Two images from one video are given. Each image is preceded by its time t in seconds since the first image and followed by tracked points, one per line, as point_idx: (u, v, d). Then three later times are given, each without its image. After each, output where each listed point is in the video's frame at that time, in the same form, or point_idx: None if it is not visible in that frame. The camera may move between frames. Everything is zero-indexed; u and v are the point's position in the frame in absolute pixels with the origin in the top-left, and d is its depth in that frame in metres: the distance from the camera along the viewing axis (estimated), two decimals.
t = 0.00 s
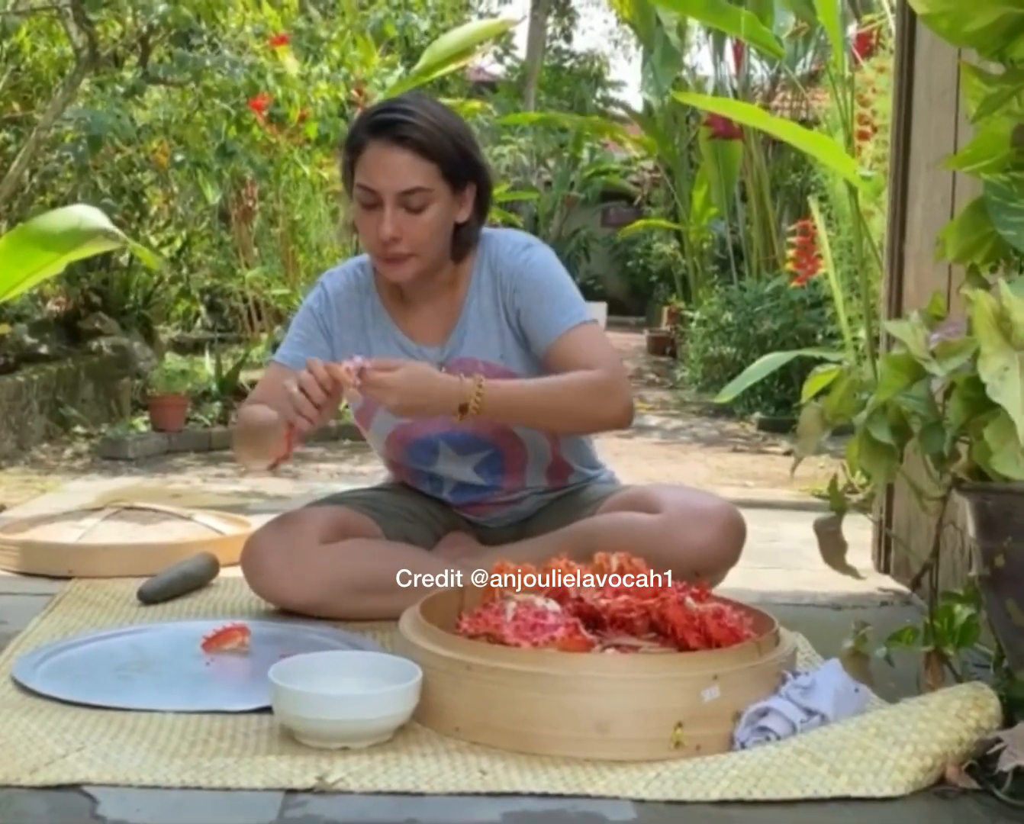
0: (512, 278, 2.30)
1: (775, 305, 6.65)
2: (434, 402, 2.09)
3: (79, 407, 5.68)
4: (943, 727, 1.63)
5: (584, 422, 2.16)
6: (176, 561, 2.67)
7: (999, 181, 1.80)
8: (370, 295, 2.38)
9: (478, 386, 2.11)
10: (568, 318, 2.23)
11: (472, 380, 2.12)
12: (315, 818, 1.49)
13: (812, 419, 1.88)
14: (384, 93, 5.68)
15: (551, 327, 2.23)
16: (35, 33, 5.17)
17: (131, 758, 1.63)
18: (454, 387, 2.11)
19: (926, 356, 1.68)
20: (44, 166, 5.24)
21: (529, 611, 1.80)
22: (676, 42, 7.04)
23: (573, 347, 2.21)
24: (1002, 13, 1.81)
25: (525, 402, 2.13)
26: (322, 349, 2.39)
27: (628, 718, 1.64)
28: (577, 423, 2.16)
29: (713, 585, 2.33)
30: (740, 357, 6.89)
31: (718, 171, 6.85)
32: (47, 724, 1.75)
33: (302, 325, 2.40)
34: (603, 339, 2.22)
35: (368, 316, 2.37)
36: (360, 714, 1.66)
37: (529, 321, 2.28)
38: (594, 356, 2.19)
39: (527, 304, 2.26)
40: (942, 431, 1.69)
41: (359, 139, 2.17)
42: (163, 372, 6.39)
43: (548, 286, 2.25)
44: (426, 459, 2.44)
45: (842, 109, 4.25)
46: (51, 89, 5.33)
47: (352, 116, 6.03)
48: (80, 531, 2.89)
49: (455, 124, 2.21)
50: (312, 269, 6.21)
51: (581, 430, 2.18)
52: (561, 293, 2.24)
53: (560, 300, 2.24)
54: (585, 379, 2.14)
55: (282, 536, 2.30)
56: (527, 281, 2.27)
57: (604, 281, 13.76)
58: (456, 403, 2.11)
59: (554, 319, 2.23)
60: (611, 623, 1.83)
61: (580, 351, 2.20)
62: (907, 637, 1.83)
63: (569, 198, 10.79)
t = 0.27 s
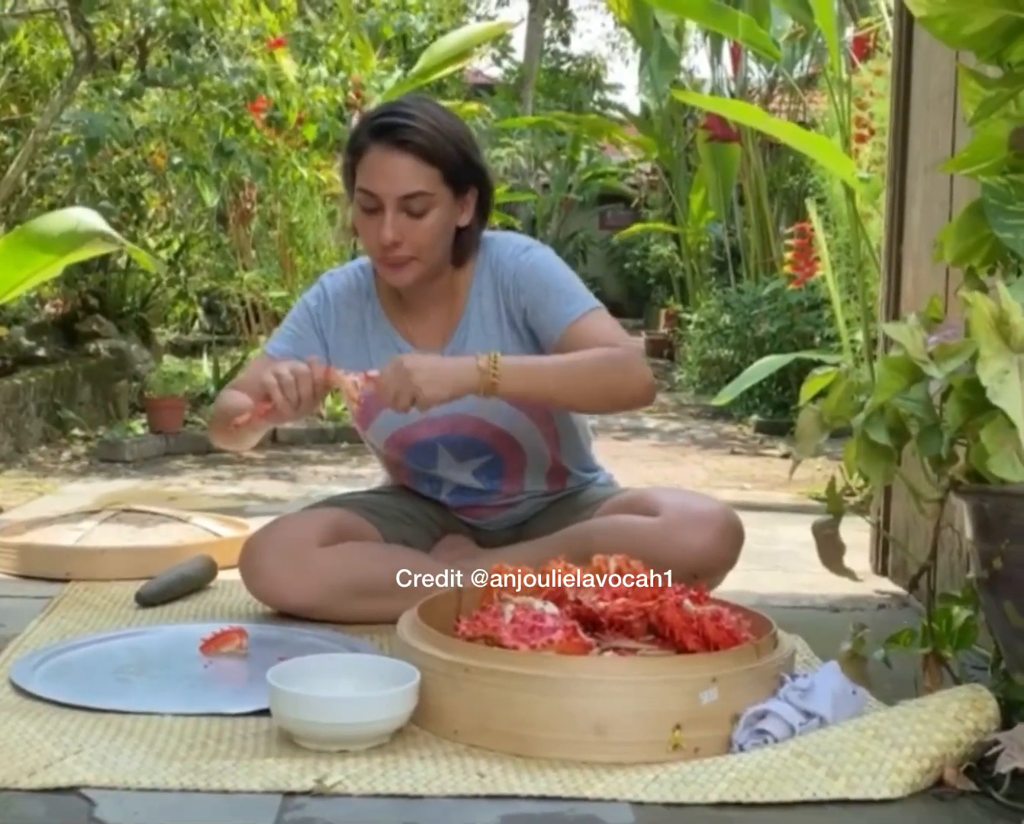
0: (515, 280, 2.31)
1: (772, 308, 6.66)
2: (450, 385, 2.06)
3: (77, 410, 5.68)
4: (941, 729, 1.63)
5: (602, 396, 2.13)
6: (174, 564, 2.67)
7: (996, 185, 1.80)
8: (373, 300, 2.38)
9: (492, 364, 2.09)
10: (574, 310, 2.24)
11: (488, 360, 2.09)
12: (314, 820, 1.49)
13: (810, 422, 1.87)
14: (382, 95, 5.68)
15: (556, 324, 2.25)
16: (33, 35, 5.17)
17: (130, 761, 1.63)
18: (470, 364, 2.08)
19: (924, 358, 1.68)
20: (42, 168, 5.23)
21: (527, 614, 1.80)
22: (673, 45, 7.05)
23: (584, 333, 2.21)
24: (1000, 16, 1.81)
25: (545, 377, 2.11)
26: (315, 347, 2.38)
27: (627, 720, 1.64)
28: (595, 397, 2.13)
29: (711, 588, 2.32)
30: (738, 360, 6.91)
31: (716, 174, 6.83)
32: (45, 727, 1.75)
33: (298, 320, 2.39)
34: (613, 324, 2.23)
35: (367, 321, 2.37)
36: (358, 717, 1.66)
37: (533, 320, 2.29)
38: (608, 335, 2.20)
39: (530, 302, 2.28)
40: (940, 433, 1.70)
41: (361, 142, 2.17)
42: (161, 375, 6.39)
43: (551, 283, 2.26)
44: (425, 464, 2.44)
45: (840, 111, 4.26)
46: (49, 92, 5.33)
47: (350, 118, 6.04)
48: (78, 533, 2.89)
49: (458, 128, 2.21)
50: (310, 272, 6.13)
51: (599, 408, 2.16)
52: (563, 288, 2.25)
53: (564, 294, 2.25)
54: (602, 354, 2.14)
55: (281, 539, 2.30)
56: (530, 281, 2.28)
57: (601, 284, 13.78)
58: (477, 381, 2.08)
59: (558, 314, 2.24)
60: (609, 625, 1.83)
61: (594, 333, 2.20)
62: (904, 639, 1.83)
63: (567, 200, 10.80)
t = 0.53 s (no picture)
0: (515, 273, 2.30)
1: (770, 309, 6.66)
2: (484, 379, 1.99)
3: (74, 412, 5.67)
4: (940, 730, 1.63)
5: (622, 362, 2.09)
6: (171, 566, 2.67)
7: (994, 186, 1.80)
8: (368, 304, 2.38)
9: (519, 350, 2.03)
10: (576, 288, 2.22)
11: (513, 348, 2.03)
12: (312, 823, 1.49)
13: (809, 423, 1.86)
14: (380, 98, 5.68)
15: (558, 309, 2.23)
16: (30, 37, 5.17)
17: (127, 764, 1.63)
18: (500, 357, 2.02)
19: (922, 359, 1.68)
20: (40, 170, 5.22)
21: (525, 616, 1.80)
22: (671, 47, 7.05)
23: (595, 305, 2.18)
24: (997, 18, 1.82)
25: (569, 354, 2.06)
26: (303, 348, 2.41)
27: (626, 722, 1.64)
28: (618, 364, 2.09)
29: (710, 589, 2.32)
30: (736, 362, 6.91)
31: (714, 176, 6.85)
32: (42, 729, 1.75)
33: (291, 321, 2.41)
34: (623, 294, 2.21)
35: (360, 326, 2.37)
36: (357, 719, 1.66)
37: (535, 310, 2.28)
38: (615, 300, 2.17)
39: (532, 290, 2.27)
40: (938, 435, 1.70)
41: (360, 150, 2.17)
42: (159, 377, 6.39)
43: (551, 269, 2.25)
44: (423, 467, 2.44)
45: (838, 113, 4.26)
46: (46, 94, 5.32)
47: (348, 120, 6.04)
48: (76, 536, 2.89)
49: (457, 135, 2.21)
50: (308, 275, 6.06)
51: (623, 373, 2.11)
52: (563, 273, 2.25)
53: (564, 277, 2.24)
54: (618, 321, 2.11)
55: (278, 541, 2.30)
56: (529, 271, 2.28)
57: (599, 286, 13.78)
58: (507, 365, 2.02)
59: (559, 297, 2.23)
60: (608, 627, 1.83)
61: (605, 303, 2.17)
62: (903, 641, 1.83)
63: (565, 202, 10.80)
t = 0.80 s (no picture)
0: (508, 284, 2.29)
1: (768, 311, 6.66)
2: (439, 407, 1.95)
3: (72, 414, 5.67)
4: (938, 732, 1.63)
5: (579, 405, 2.09)
6: (169, 568, 2.66)
7: (992, 186, 1.80)
8: (365, 306, 2.38)
9: (477, 387, 2.01)
10: (563, 314, 2.21)
11: (471, 380, 2.02)
12: None
13: (807, 424, 1.86)
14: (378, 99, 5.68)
15: (544, 329, 2.22)
16: (27, 39, 5.19)
17: (125, 765, 1.63)
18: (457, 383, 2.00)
19: (920, 360, 1.68)
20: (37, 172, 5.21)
21: (523, 617, 1.80)
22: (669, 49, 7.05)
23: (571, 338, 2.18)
24: (995, 19, 1.82)
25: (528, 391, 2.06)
26: (306, 354, 2.41)
27: (624, 723, 1.64)
28: (578, 406, 2.09)
29: (707, 592, 2.32)
30: (733, 363, 6.90)
31: (712, 178, 6.86)
32: (39, 731, 1.75)
33: (290, 326, 2.41)
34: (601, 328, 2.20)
35: (359, 328, 2.37)
36: (355, 721, 1.66)
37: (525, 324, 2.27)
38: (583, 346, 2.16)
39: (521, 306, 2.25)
40: (936, 435, 1.69)
41: (357, 148, 2.17)
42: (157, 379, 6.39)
43: (542, 286, 2.24)
44: (421, 471, 2.44)
45: (836, 115, 4.26)
46: (44, 96, 5.31)
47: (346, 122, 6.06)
48: (73, 537, 2.88)
49: (456, 137, 2.20)
50: (305, 276, 6.05)
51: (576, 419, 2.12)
52: (554, 291, 2.23)
53: (556, 297, 2.22)
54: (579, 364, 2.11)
55: (275, 543, 2.29)
56: (522, 284, 2.26)
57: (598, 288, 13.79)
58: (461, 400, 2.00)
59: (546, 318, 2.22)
60: (606, 629, 1.83)
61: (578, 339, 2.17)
62: (901, 642, 1.83)
63: (563, 204, 10.80)
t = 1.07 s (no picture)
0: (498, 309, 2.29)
1: (765, 312, 6.66)
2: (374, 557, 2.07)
3: (69, 416, 5.67)
4: (936, 733, 1.63)
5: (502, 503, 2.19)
6: (166, 570, 2.66)
7: (988, 188, 1.80)
8: (365, 309, 2.38)
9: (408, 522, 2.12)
10: (533, 372, 2.22)
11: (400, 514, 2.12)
12: None
13: (804, 425, 1.88)
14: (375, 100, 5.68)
15: (523, 370, 2.23)
16: (25, 41, 5.19)
17: (122, 768, 1.62)
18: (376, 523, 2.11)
19: (917, 361, 1.69)
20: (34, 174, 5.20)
21: (520, 619, 1.79)
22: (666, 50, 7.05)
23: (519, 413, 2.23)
24: (992, 20, 1.82)
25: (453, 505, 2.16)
26: (316, 362, 2.40)
27: (621, 725, 1.64)
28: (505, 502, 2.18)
29: (704, 592, 2.32)
30: (730, 364, 6.90)
31: (709, 179, 6.86)
32: (36, 734, 1.74)
33: (296, 337, 2.41)
34: (552, 402, 2.22)
35: (362, 329, 2.37)
36: (355, 724, 1.66)
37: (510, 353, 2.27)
38: (529, 433, 2.22)
39: (505, 338, 2.25)
40: (933, 436, 1.69)
41: (364, 146, 2.17)
42: (154, 380, 6.38)
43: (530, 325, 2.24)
44: (416, 474, 2.42)
45: (833, 117, 4.26)
46: (41, 98, 5.31)
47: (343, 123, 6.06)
48: (71, 540, 2.88)
49: (462, 140, 2.21)
50: (302, 278, 6.13)
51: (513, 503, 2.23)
52: (542, 339, 2.23)
53: (537, 346, 2.23)
54: (505, 463, 2.18)
55: (275, 545, 2.30)
56: (515, 311, 2.26)
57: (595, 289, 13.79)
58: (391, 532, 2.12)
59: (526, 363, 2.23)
60: (603, 630, 1.83)
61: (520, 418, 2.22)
62: (899, 643, 1.83)
63: (560, 206, 10.80)
